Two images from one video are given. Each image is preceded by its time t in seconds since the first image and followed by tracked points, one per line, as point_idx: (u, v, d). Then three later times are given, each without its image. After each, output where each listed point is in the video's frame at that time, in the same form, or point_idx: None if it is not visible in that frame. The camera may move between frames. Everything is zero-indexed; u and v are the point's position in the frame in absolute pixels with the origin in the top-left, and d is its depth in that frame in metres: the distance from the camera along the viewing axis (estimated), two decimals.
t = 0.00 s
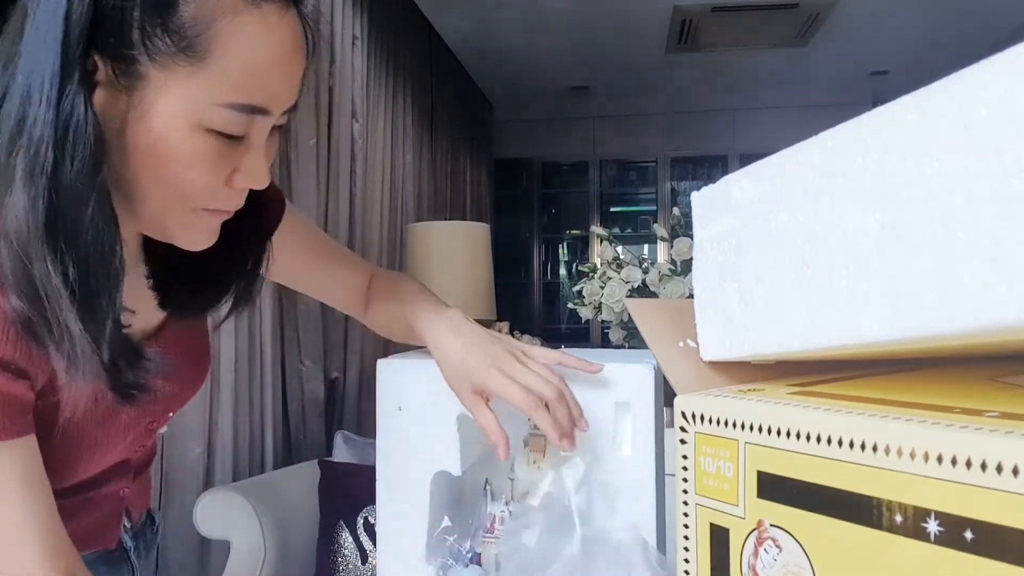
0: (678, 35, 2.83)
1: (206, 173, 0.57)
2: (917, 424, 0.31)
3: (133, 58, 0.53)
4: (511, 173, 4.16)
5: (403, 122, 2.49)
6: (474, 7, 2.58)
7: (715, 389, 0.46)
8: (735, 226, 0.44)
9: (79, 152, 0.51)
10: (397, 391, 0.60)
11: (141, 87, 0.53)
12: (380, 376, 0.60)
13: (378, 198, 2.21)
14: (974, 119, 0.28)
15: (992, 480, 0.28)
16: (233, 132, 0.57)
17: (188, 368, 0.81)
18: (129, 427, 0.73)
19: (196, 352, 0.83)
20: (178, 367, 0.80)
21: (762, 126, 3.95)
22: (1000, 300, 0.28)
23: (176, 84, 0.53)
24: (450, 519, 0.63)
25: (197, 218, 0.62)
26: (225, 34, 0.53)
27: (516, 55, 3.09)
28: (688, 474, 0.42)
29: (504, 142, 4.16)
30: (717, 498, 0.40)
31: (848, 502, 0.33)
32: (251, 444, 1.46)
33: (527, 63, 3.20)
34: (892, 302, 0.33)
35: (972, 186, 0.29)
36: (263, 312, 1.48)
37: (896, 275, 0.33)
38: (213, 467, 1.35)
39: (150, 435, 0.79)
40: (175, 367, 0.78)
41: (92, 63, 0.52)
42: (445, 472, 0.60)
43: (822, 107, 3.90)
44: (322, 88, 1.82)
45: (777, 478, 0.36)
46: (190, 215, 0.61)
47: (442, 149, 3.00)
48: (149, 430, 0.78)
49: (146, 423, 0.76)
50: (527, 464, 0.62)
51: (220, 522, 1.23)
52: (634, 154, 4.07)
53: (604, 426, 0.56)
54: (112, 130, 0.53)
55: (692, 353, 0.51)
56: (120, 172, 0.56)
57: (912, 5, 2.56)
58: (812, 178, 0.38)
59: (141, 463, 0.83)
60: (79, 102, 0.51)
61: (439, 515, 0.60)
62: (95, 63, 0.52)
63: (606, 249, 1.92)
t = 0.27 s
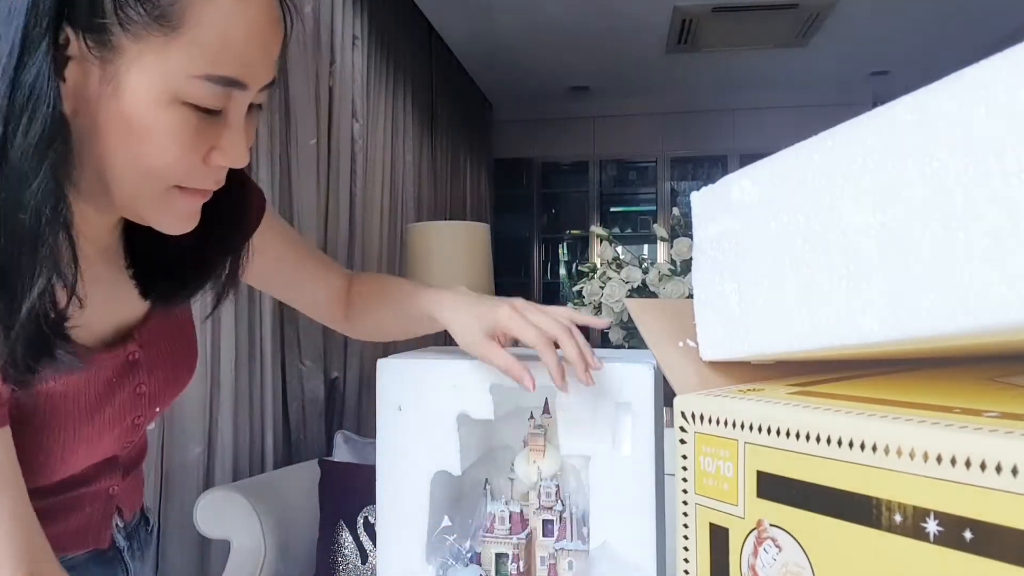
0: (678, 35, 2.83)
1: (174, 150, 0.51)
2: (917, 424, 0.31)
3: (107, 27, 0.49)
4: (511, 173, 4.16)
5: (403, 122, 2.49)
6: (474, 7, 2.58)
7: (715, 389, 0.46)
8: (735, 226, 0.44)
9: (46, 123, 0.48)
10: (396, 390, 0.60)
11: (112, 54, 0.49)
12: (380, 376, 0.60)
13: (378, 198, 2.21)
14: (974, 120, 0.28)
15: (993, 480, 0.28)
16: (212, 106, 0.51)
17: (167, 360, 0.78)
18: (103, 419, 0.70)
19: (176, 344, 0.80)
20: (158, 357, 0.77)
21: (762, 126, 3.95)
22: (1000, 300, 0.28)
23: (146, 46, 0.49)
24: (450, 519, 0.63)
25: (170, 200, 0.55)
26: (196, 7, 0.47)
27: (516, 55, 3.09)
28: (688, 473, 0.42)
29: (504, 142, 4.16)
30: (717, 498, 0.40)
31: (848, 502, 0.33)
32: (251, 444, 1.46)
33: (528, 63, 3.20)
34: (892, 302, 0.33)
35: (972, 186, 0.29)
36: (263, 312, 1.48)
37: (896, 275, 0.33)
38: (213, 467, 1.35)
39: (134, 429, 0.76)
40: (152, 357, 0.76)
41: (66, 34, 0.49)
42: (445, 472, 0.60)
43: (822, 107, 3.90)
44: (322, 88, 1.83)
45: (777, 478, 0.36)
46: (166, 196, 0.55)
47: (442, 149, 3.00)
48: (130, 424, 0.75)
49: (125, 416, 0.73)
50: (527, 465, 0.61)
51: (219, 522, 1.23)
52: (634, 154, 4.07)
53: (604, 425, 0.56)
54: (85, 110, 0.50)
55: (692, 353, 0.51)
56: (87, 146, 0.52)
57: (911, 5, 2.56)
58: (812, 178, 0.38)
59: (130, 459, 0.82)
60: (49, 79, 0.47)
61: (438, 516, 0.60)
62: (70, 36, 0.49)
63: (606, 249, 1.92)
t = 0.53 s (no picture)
0: (678, 35, 2.83)
1: (170, 121, 0.52)
2: (917, 423, 0.31)
3: None
4: (511, 173, 4.16)
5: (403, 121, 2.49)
6: (474, 7, 2.58)
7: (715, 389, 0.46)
8: (735, 226, 0.44)
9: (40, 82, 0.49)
10: (397, 390, 0.60)
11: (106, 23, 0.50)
12: (379, 376, 0.60)
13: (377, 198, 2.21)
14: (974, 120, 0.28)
15: (993, 480, 0.28)
16: (208, 79, 0.53)
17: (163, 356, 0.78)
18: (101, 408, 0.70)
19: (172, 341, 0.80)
20: (155, 352, 0.76)
21: (762, 126, 3.95)
22: (1000, 300, 0.28)
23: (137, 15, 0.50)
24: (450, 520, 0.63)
25: (168, 178, 0.57)
26: None
27: (517, 55, 3.09)
28: (688, 474, 0.42)
29: (504, 142, 4.16)
30: (717, 498, 0.40)
31: (848, 503, 0.33)
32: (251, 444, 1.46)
33: (527, 63, 3.20)
34: (893, 301, 0.33)
35: (972, 187, 0.29)
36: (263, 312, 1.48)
37: (897, 275, 0.33)
38: (213, 467, 1.35)
39: (131, 425, 0.76)
40: (149, 350, 0.75)
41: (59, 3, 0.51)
42: (445, 472, 0.60)
43: (822, 107, 3.89)
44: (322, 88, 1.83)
45: (777, 478, 0.36)
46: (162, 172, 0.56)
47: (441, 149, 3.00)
48: (127, 421, 0.75)
49: (122, 409, 0.73)
50: (527, 465, 0.62)
51: (219, 522, 1.23)
52: (634, 154, 4.07)
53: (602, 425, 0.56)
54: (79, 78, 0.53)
55: (692, 354, 0.51)
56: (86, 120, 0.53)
57: (911, 5, 2.56)
58: (812, 178, 0.38)
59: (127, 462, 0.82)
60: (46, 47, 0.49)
61: (438, 516, 0.60)
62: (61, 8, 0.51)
63: (606, 249, 1.92)
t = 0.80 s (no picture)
0: (678, 35, 2.83)
1: (176, 95, 0.49)
2: (916, 423, 0.31)
3: None
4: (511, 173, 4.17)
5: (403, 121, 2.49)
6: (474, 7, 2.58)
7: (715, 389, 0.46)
8: (735, 226, 0.44)
9: (51, 64, 0.46)
10: (397, 390, 0.60)
11: None
12: (379, 376, 0.60)
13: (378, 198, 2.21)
14: (974, 119, 0.28)
15: (992, 480, 0.28)
16: (209, 55, 0.51)
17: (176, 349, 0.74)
18: (121, 403, 0.66)
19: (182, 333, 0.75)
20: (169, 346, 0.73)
21: (762, 126, 3.95)
22: (1000, 300, 0.28)
23: None
24: (450, 519, 0.63)
25: (173, 163, 0.53)
26: None
27: (517, 55, 3.09)
28: (688, 474, 0.42)
29: (504, 142, 4.16)
30: (717, 498, 0.40)
31: (848, 503, 0.33)
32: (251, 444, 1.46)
33: (527, 63, 3.20)
34: (893, 301, 0.33)
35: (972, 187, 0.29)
36: (263, 312, 1.48)
37: (896, 275, 0.33)
38: (213, 467, 1.35)
39: (143, 420, 0.72)
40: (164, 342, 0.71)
41: None
42: (445, 472, 0.60)
43: (822, 107, 3.89)
44: (322, 88, 1.83)
45: (777, 478, 0.36)
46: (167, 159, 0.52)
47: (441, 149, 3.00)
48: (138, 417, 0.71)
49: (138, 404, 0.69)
50: (527, 465, 0.62)
51: (220, 521, 1.23)
52: (634, 154, 4.07)
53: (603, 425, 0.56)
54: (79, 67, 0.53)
55: (692, 354, 0.51)
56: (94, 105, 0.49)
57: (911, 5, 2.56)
58: (811, 178, 0.38)
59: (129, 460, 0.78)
60: (48, 29, 0.46)
61: (438, 517, 0.60)
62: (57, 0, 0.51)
63: (606, 249, 1.92)
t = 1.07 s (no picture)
0: (678, 35, 2.83)
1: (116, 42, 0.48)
2: (916, 423, 0.31)
3: None
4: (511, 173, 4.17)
5: (403, 121, 2.49)
6: (474, 7, 2.58)
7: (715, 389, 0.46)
8: (735, 225, 0.44)
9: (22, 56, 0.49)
10: (397, 389, 0.60)
11: None
12: (380, 377, 0.60)
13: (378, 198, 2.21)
14: (974, 119, 0.28)
15: (992, 479, 0.28)
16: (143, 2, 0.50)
17: (183, 349, 0.73)
18: (126, 403, 0.65)
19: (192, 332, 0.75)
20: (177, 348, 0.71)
21: (762, 126, 3.95)
22: (1000, 300, 0.28)
23: None
24: (450, 519, 0.63)
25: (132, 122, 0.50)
26: None
27: (517, 55, 3.09)
28: (688, 474, 0.42)
29: (504, 142, 4.16)
30: (717, 498, 0.40)
31: (847, 502, 0.33)
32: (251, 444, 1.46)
33: (527, 63, 3.20)
34: (893, 301, 0.33)
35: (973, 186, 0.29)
36: (263, 312, 1.48)
37: (897, 274, 0.33)
38: (213, 467, 1.35)
39: (149, 420, 0.71)
40: (172, 342, 0.70)
41: None
42: (445, 472, 0.60)
43: (822, 107, 3.89)
44: (322, 88, 1.83)
45: (777, 478, 0.36)
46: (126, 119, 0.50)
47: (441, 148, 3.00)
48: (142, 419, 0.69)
49: (144, 404, 0.68)
50: (527, 465, 0.62)
51: (220, 521, 1.23)
52: (634, 154, 4.07)
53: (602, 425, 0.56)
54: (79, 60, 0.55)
55: (692, 354, 0.51)
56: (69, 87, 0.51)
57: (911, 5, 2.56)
58: (811, 178, 0.38)
59: (132, 462, 0.78)
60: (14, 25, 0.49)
61: (438, 516, 0.60)
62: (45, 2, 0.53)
63: (606, 249, 1.92)
